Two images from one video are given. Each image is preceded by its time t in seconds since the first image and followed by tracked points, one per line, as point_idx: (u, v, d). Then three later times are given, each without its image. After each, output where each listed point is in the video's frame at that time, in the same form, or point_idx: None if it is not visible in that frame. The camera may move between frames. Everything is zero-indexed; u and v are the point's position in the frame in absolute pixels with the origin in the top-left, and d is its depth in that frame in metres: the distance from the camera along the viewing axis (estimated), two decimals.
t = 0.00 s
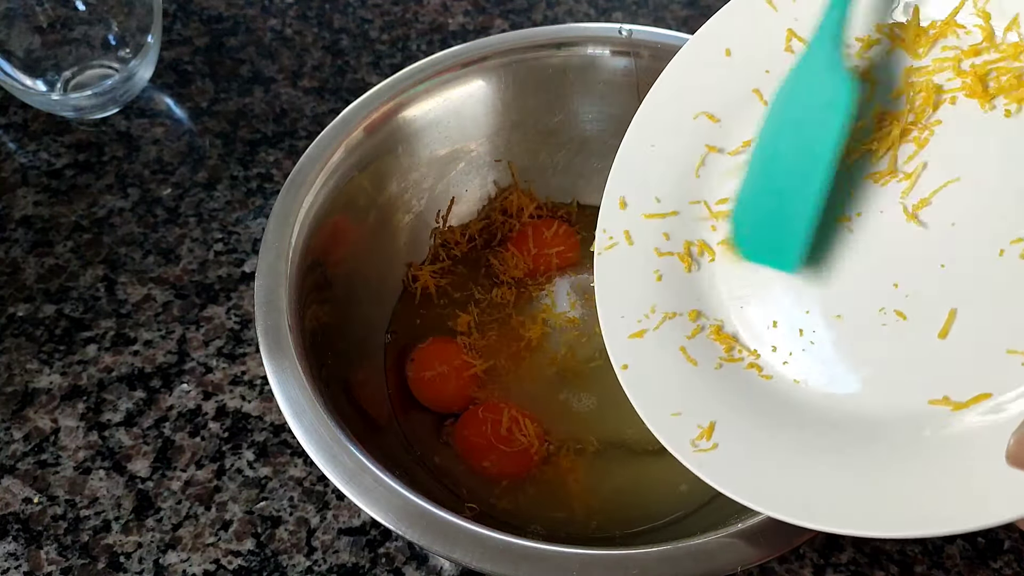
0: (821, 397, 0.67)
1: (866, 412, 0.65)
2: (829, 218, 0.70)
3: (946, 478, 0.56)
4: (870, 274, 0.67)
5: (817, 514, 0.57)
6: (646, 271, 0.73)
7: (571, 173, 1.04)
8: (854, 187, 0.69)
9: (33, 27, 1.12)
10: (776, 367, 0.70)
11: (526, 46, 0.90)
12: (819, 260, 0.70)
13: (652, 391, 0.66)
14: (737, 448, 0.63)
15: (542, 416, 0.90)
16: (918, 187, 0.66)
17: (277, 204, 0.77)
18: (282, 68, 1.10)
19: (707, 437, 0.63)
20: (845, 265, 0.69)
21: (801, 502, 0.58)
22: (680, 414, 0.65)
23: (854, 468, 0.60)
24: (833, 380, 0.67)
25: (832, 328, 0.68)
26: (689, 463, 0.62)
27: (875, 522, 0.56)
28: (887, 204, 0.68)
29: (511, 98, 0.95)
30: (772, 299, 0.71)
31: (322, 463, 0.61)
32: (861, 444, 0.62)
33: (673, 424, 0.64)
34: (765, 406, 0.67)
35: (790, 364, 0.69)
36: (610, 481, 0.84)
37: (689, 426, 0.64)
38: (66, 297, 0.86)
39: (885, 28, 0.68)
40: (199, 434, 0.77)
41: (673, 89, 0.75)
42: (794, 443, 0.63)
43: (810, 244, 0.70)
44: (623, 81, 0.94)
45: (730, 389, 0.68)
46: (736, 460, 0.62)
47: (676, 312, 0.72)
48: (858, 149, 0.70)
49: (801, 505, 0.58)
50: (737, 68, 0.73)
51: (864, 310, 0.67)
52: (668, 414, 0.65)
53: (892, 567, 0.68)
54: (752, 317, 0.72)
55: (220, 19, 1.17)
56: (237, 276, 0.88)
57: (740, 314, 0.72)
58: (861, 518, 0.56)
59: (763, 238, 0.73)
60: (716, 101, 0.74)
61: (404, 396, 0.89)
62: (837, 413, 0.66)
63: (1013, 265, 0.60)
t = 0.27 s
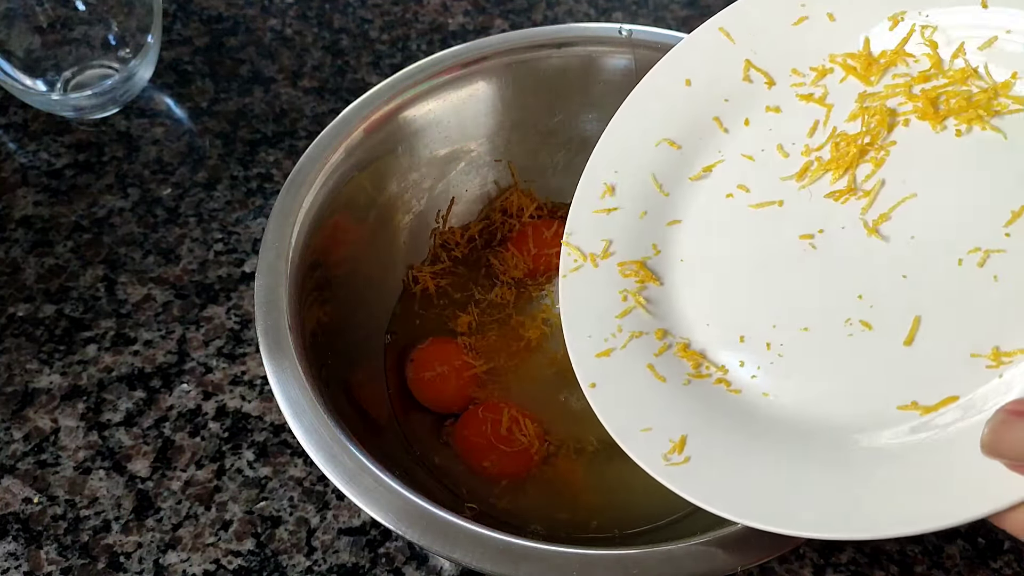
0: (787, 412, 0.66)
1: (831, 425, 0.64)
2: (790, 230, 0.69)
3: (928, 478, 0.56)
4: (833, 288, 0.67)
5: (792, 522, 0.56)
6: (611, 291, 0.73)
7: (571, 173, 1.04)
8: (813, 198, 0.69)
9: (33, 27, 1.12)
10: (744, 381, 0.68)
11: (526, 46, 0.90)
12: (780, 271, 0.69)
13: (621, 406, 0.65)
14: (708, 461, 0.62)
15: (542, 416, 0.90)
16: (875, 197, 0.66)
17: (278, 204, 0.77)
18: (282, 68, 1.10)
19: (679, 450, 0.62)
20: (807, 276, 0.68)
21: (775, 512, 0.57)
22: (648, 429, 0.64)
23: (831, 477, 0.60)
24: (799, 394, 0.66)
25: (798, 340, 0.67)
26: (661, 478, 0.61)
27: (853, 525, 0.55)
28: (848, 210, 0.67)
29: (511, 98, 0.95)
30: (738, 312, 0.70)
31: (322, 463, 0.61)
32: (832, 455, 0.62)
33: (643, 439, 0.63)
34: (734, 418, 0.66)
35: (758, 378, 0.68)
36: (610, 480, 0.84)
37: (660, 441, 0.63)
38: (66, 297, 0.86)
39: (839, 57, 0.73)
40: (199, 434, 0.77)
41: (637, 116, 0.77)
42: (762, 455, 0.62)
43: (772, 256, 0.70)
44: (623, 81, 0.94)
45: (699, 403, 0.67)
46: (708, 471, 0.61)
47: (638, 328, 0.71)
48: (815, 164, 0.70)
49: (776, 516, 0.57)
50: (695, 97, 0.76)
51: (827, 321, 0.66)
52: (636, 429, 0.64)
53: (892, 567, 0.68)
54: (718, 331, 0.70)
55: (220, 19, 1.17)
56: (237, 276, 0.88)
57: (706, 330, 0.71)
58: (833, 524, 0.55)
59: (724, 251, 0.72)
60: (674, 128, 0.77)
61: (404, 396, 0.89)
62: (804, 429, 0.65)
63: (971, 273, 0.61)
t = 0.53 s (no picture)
0: (795, 408, 0.66)
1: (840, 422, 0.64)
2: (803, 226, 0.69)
3: (939, 482, 0.56)
4: (844, 284, 0.67)
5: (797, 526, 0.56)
6: (616, 282, 0.71)
7: (571, 173, 1.04)
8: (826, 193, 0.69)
9: (33, 27, 1.12)
10: (751, 378, 0.68)
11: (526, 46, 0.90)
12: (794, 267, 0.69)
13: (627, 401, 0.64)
14: (713, 460, 0.61)
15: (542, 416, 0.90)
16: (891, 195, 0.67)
17: (278, 204, 0.77)
18: (282, 68, 1.10)
19: (682, 448, 0.62)
20: (820, 272, 0.68)
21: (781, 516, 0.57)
22: (652, 425, 0.63)
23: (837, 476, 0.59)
24: (808, 393, 0.66)
25: (808, 337, 0.67)
26: (667, 477, 0.60)
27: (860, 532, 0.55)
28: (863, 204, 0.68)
29: (511, 98, 0.95)
30: (747, 309, 0.69)
31: (322, 463, 0.61)
32: (836, 456, 0.61)
33: (647, 435, 0.62)
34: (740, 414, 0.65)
35: (764, 374, 0.68)
36: (610, 480, 0.84)
37: (664, 438, 0.62)
38: (66, 297, 0.86)
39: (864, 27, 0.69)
40: (199, 434, 0.77)
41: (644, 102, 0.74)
42: (767, 450, 0.62)
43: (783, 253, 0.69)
44: (623, 81, 0.94)
45: (706, 400, 0.66)
46: (715, 471, 0.60)
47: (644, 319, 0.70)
48: (828, 155, 0.69)
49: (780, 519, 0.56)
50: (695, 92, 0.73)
51: (839, 319, 0.66)
52: (640, 425, 0.63)
53: (892, 567, 0.67)
54: (726, 327, 0.70)
55: (220, 19, 1.17)
56: (237, 276, 0.88)
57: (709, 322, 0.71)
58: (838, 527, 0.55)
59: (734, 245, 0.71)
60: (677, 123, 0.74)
61: (404, 397, 0.89)
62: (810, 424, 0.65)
63: (988, 273, 0.62)
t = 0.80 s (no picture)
0: (799, 396, 0.66)
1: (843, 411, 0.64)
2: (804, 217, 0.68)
3: (933, 471, 0.56)
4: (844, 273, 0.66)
5: (793, 509, 0.57)
6: (621, 272, 0.73)
7: (571, 173, 1.04)
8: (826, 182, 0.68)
9: (33, 27, 1.12)
10: (752, 366, 0.68)
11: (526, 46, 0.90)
12: (794, 257, 0.68)
13: (627, 390, 0.66)
14: (714, 446, 0.63)
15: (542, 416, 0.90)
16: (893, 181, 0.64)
17: (277, 204, 0.77)
18: (282, 68, 1.10)
19: (684, 435, 0.63)
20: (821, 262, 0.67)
21: (777, 499, 0.58)
22: (654, 414, 0.65)
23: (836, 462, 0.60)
24: (809, 382, 0.66)
25: (809, 327, 0.66)
26: (667, 462, 0.62)
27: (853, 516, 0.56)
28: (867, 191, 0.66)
29: (511, 98, 0.95)
30: (749, 298, 0.69)
31: (322, 463, 0.61)
32: (836, 442, 0.62)
33: (649, 424, 0.64)
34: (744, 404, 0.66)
35: (766, 363, 0.68)
36: (609, 480, 0.84)
37: (666, 425, 0.64)
38: (66, 297, 0.86)
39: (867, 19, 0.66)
40: (199, 434, 0.77)
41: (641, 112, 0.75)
42: (769, 435, 0.63)
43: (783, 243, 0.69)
44: (623, 82, 0.94)
45: (710, 391, 0.67)
46: (715, 457, 0.62)
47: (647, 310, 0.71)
48: (827, 150, 0.68)
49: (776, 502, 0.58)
50: (698, 99, 0.74)
51: (839, 308, 0.65)
52: (642, 414, 0.64)
53: (892, 567, 0.67)
54: (728, 317, 0.70)
55: (220, 19, 1.17)
56: (237, 276, 0.88)
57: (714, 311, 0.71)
58: (832, 510, 0.57)
59: (735, 238, 0.71)
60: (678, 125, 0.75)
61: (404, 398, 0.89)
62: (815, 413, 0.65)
63: (986, 264, 0.60)
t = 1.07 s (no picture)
0: (812, 363, 0.66)
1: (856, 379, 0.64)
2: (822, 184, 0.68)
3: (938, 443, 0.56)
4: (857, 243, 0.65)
5: (801, 477, 0.57)
6: (637, 239, 0.72)
7: (571, 173, 1.04)
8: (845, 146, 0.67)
9: (33, 27, 1.12)
10: (764, 335, 0.68)
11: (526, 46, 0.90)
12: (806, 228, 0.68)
13: (638, 357, 0.65)
14: (724, 413, 0.62)
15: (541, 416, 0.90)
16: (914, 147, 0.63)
17: (277, 204, 0.77)
18: (282, 68, 1.10)
19: (694, 401, 0.63)
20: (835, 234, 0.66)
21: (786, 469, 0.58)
22: (666, 379, 0.64)
23: (846, 433, 0.60)
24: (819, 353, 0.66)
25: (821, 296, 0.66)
26: (676, 428, 0.61)
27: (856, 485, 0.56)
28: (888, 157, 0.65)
29: (511, 98, 0.95)
30: (762, 268, 0.69)
31: (322, 463, 0.61)
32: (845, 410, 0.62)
33: (660, 389, 0.64)
34: (754, 372, 0.66)
35: (778, 332, 0.68)
36: (609, 480, 0.84)
37: (676, 392, 0.64)
38: (66, 297, 0.86)
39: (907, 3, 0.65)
40: (199, 434, 0.77)
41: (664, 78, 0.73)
42: (779, 405, 0.63)
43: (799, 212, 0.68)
44: (623, 82, 0.94)
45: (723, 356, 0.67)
46: (724, 424, 0.62)
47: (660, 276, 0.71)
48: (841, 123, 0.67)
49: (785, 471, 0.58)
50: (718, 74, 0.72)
51: (852, 277, 0.65)
52: (654, 378, 0.64)
53: (892, 567, 0.67)
54: (742, 286, 0.70)
55: (220, 19, 1.17)
56: (237, 276, 0.88)
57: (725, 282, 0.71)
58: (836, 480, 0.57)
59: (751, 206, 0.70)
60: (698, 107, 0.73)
61: (404, 398, 0.89)
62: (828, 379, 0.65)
63: (1000, 238, 0.58)
